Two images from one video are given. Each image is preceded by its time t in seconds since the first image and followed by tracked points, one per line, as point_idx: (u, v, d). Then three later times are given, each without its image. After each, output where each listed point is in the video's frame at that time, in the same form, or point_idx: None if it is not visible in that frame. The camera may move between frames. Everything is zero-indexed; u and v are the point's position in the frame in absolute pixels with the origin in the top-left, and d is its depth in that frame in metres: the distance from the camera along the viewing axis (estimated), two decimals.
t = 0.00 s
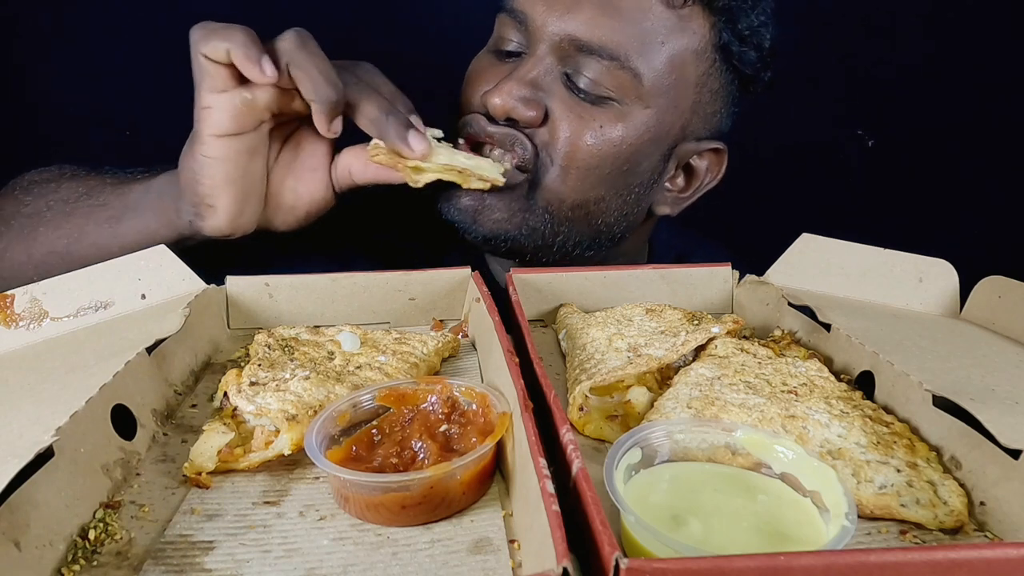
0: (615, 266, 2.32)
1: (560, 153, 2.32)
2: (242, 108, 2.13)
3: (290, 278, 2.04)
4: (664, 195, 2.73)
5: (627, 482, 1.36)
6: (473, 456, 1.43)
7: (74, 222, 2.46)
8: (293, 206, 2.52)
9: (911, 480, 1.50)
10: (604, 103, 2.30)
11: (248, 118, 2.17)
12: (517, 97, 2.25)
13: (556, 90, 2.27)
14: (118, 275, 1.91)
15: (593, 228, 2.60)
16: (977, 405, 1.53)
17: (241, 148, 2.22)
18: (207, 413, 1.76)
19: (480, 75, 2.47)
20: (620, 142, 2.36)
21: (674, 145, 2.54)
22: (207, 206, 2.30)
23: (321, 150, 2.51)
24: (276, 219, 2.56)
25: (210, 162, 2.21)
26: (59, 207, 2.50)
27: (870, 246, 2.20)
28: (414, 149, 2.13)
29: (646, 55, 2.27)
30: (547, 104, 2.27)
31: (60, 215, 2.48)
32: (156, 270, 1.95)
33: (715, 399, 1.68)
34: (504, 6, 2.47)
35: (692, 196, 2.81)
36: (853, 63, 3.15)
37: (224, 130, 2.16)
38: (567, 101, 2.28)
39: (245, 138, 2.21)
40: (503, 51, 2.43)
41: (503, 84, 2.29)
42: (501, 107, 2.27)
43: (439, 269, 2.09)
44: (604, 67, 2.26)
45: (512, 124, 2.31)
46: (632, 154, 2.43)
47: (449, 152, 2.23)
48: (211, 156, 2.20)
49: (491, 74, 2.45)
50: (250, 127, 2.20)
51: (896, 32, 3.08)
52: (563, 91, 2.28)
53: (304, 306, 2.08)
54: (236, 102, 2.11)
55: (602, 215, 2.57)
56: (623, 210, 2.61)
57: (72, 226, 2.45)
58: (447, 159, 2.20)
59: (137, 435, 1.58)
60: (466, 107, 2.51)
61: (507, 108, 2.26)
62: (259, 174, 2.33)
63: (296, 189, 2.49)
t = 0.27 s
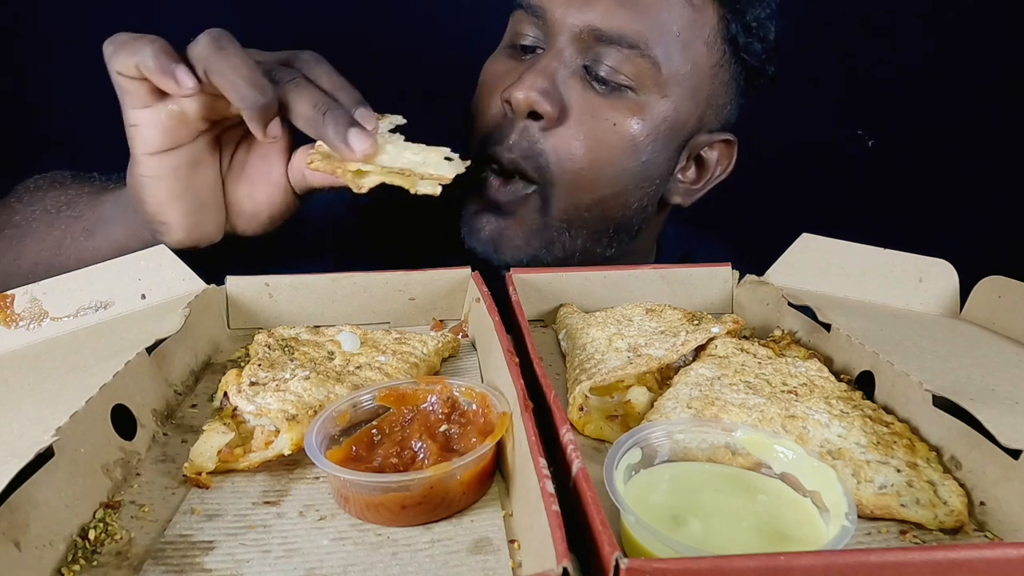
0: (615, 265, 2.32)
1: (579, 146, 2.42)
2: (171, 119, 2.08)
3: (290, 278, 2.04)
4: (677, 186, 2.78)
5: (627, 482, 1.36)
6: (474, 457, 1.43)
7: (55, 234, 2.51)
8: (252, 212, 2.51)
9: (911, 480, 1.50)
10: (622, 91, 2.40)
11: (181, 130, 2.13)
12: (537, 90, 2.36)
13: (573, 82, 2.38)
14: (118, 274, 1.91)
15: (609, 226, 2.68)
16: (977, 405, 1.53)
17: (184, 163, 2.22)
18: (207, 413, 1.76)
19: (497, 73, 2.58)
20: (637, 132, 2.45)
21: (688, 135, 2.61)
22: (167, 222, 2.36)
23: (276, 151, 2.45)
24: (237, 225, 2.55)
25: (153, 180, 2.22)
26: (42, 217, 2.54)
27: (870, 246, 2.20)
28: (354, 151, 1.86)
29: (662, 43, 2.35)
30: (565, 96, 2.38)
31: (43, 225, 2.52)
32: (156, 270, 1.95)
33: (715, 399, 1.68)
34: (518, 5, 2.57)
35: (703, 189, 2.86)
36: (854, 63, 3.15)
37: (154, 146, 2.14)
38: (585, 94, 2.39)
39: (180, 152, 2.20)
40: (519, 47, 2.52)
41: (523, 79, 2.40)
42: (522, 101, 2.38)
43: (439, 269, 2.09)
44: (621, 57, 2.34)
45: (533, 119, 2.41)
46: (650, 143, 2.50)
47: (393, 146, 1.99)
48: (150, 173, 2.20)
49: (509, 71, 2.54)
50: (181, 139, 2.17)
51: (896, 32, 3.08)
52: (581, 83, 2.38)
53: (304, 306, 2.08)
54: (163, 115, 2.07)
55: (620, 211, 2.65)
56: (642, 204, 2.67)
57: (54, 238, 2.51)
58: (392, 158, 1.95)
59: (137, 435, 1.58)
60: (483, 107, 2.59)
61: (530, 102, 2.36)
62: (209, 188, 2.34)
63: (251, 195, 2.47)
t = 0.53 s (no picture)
0: (615, 265, 2.32)
1: (593, 140, 2.41)
2: (138, 129, 2.04)
3: (290, 278, 2.04)
4: (688, 177, 2.79)
5: (627, 482, 1.36)
6: (473, 457, 1.43)
7: (53, 233, 2.42)
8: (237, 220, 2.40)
9: (911, 480, 1.50)
10: (632, 87, 2.41)
11: (149, 139, 2.09)
12: (551, 88, 2.34)
13: (584, 79, 2.39)
14: (117, 275, 1.91)
15: (623, 217, 2.65)
16: (977, 406, 1.53)
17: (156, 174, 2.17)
18: (207, 413, 1.76)
19: (505, 74, 2.58)
20: (649, 127, 2.46)
21: (696, 128, 2.63)
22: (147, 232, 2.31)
23: (261, 154, 2.28)
24: (226, 229, 2.46)
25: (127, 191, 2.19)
26: (41, 217, 2.47)
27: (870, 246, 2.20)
28: (320, 171, 1.76)
29: (669, 38, 2.38)
30: (578, 94, 2.38)
31: (41, 225, 2.44)
32: (156, 270, 1.95)
33: (715, 399, 1.68)
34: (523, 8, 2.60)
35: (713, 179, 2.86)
36: (853, 63, 3.15)
37: (126, 156, 2.11)
38: (596, 91, 2.39)
39: (153, 161, 2.16)
40: (526, 48, 2.54)
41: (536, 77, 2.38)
42: (536, 98, 2.35)
43: (439, 269, 2.09)
44: (630, 53, 2.36)
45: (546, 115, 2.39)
46: (661, 137, 2.51)
47: (361, 157, 1.82)
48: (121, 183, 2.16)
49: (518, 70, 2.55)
50: (152, 148, 2.13)
51: (896, 32, 3.08)
52: (592, 80, 2.39)
53: (304, 306, 2.08)
54: (130, 124, 2.03)
55: (634, 199, 2.63)
56: (653, 195, 2.67)
57: (51, 237, 2.42)
58: (360, 175, 1.80)
59: (137, 435, 1.58)
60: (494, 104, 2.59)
61: (543, 100, 2.34)
62: (187, 194, 2.27)
63: (234, 200, 2.35)
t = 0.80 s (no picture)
0: (615, 265, 2.32)
1: (598, 141, 2.40)
2: (130, 138, 2.04)
3: (290, 278, 2.04)
4: (688, 173, 2.78)
5: (627, 482, 1.36)
6: (474, 457, 1.43)
7: (57, 236, 2.42)
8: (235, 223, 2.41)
9: (911, 480, 1.50)
10: (635, 86, 2.41)
11: (142, 147, 2.09)
12: (556, 89, 2.32)
13: (588, 80, 2.37)
14: (117, 274, 1.91)
15: (627, 217, 2.66)
16: (977, 406, 1.53)
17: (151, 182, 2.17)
18: (207, 413, 1.76)
19: (509, 75, 2.58)
20: (654, 127, 2.45)
21: (698, 126, 2.63)
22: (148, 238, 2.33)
23: (259, 161, 2.30)
24: (224, 232, 2.48)
25: (123, 198, 2.20)
26: (43, 218, 2.46)
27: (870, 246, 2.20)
28: (304, 182, 1.73)
29: (671, 37, 2.39)
30: (583, 95, 2.36)
31: (45, 226, 2.44)
32: (156, 270, 1.95)
33: (715, 399, 1.68)
34: (526, 9, 2.59)
35: (712, 176, 2.86)
36: (854, 62, 3.15)
37: (119, 165, 2.11)
38: (600, 92, 2.38)
39: (148, 169, 2.15)
40: (530, 49, 2.55)
41: (540, 79, 2.36)
42: (541, 100, 2.33)
43: (439, 269, 2.09)
44: (633, 53, 2.36)
45: (551, 118, 2.37)
46: (665, 136, 2.50)
47: (344, 168, 1.82)
48: (119, 191, 2.18)
49: (521, 72, 2.55)
50: (146, 157, 2.13)
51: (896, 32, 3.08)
52: (596, 81, 2.38)
53: (304, 306, 2.08)
54: (122, 134, 2.03)
55: (638, 199, 2.62)
56: (657, 193, 2.67)
57: (55, 239, 2.42)
58: (344, 189, 1.82)
59: (137, 435, 1.58)
60: (497, 106, 2.58)
61: (549, 102, 2.32)
62: (184, 201, 2.28)
63: (232, 205, 2.36)
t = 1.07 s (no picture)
0: (615, 265, 2.32)
1: (599, 141, 2.41)
2: (118, 141, 2.05)
3: (290, 278, 2.04)
4: (689, 176, 2.81)
5: (627, 482, 1.36)
6: (475, 456, 1.43)
7: (55, 239, 2.41)
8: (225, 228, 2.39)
9: (911, 480, 1.50)
10: (635, 88, 2.40)
11: (131, 150, 2.09)
12: (557, 90, 2.34)
13: (588, 81, 2.38)
14: (117, 275, 1.91)
15: (628, 215, 2.67)
16: (977, 406, 1.52)
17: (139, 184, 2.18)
18: (207, 413, 1.76)
19: (511, 77, 2.58)
20: (654, 127, 2.45)
21: (698, 127, 2.63)
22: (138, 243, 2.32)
23: (246, 162, 2.23)
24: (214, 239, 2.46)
25: (112, 201, 2.20)
26: (41, 222, 2.45)
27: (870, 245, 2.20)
28: (292, 177, 1.75)
29: (671, 39, 2.38)
30: (584, 96, 2.37)
31: (44, 230, 2.43)
32: (156, 270, 1.95)
33: (715, 399, 1.68)
34: (526, 11, 2.58)
35: (712, 178, 2.88)
36: (854, 62, 3.15)
37: (108, 168, 2.12)
38: (602, 92, 2.39)
39: (136, 172, 2.16)
40: (530, 51, 2.54)
41: (542, 79, 2.38)
42: (543, 100, 2.36)
43: (439, 269, 2.09)
44: (633, 54, 2.36)
45: (552, 117, 2.39)
46: (665, 137, 2.50)
47: (336, 166, 1.83)
48: (108, 194, 2.19)
49: (522, 74, 2.56)
50: (135, 159, 2.13)
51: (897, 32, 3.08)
52: (596, 82, 2.39)
53: (304, 306, 2.08)
54: (110, 137, 2.04)
55: (639, 199, 2.63)
56: (658, 193, 2.67)
57: (53, 243, 2.41)
58: (333, 184, 1.81)
59: (137, 435, 1.58)
60: (499, 107, 2.60)
61: (550, 102, 2.34)
62: (174, 203, 2.28)
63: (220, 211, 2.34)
